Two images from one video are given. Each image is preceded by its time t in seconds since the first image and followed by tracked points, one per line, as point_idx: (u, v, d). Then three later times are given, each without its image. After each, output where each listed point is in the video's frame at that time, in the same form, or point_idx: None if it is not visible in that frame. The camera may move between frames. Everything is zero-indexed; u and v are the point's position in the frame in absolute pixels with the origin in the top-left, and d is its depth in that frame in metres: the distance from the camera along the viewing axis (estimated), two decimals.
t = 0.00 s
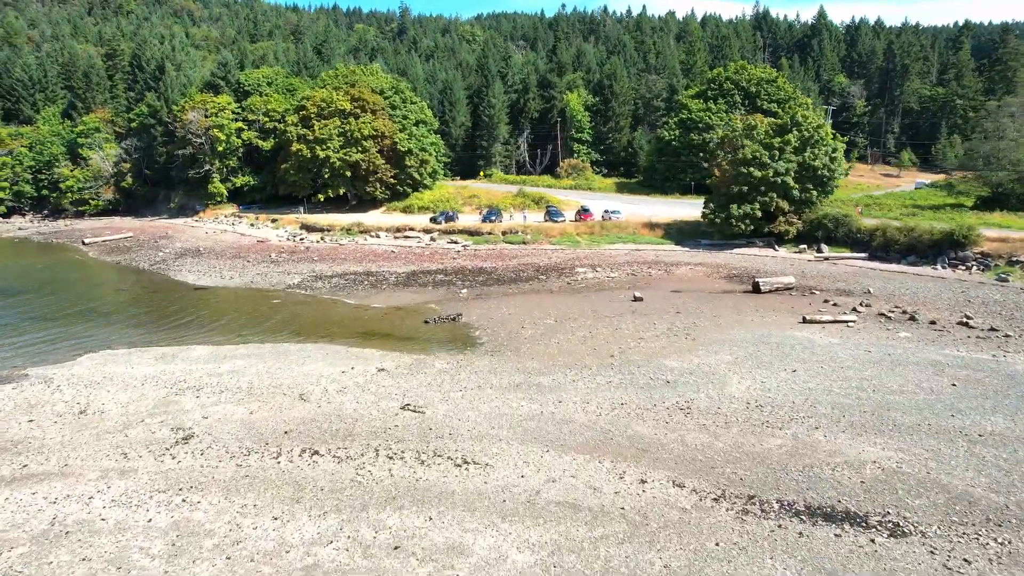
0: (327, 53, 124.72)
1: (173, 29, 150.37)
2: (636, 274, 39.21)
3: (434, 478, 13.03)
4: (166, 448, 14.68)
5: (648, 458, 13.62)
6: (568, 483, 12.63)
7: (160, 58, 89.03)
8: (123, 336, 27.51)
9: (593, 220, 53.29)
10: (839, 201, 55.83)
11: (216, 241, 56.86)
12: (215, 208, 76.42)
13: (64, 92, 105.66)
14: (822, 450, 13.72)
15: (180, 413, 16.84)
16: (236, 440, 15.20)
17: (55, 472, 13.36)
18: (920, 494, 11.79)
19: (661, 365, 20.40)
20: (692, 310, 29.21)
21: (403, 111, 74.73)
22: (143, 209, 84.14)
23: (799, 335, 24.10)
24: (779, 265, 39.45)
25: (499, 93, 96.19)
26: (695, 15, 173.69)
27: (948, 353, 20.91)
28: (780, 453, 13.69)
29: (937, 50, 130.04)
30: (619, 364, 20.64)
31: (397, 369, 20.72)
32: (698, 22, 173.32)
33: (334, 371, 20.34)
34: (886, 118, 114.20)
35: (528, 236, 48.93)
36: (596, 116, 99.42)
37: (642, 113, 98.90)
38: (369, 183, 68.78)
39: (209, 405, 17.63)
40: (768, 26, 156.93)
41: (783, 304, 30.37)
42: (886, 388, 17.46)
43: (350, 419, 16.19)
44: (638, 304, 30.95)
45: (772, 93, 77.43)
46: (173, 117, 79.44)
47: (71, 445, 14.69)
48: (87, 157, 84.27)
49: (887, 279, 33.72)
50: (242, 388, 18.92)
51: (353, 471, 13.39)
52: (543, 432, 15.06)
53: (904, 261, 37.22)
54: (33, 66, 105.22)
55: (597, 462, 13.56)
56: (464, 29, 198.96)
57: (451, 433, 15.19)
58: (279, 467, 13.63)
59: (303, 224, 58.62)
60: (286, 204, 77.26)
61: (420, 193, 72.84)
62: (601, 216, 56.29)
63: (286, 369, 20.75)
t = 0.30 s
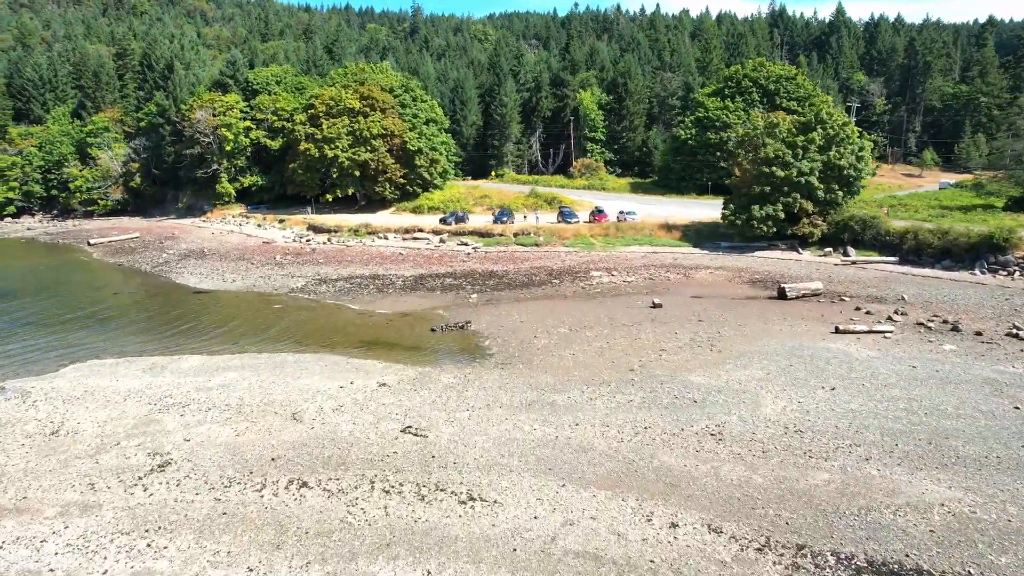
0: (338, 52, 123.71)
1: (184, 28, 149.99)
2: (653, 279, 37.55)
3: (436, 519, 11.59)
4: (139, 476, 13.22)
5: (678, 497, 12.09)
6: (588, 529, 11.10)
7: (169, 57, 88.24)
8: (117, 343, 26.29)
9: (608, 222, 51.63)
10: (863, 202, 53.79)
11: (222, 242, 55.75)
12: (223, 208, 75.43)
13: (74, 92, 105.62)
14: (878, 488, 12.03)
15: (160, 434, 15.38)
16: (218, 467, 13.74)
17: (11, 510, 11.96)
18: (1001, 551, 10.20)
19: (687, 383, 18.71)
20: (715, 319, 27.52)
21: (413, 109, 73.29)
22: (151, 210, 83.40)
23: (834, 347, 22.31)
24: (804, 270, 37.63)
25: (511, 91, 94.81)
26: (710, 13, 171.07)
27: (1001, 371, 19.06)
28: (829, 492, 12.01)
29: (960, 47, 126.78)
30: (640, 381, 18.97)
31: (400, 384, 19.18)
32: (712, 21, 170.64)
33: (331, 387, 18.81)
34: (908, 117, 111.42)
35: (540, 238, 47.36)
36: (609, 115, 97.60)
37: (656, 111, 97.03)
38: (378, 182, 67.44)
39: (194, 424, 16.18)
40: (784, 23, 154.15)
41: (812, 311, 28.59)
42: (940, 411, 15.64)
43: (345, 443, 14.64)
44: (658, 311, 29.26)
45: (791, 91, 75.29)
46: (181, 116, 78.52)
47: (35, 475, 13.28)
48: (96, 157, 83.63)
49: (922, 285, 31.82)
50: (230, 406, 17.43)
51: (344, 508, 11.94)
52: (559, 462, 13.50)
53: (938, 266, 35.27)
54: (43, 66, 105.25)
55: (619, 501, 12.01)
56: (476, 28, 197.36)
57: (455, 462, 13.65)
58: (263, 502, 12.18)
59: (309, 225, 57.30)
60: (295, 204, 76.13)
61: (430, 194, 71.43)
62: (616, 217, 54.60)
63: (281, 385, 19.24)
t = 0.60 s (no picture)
0: (350, 50, 122.66)
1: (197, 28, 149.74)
2: (674, 284, 35.78)
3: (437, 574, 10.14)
4: (105, 514, 11.79)
5: (717, 550, 10.55)
6: None
7: (179, 56, 87.48)
8: (109, 350, 25.05)
9: (625, 223, 49.89)
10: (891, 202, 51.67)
11: (229, 243, 54.65)
12: (232, 209, 74.50)
13: (86, 91, 105.64)
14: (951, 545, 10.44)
15: (136, 460, 13.89)
16: (194, 501, 12.29)
17: None
18: None
19: (717, 403, 17.00)
20: (742, 328, 25.81)
21: (425, 108, 71.89)
22: (161, 210, 82.63)
23: (875, 360, 20.45)
24: (833, 274, 35.74)
25: (525, 89, 93.57)
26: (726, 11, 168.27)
27: None
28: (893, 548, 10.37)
29: (986, 44, 123.33)
30: (665, 401, 17.27)
31: (403, 403, 17.64)
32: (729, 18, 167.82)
33: (327, 405, 17.29)
34: (932, 115, 108.49)
35: (555, 239, 45.72)
36: (625, 114, 95.69)
37: (673, 110, 95.00)
38: (389, 182, 66.19)
39: (174, 447, 14.72)
40: (803, 20, 151.13)
41: (847, 320, 26.76)
42: (1010, 443, 13.88)
43: (337, 474, 13.10)
44: (680, 319, 27.57)
45: (813, 88, 73.10)
46: (191, 114, 77.64)
47: None
48: (106, 156, 83.05)
49: (962, 292, 29.88)
50: (217, 426, 15.92)
51: (332, 558, 10.50)
52: (578, 501, 11.96)
53: (977, 271, 33.28)
54: (56, 65, 105.19)
55: (650, 554, 10.46)
56: (489, 27, 195.79)
57: (460, 499, 12.12)
58: (242, 550, 10.76)
59: (318, 226, 56.02)
60: (305, 204, 75.02)
61: (442, 194, 69.99)
62: (633, 218, 52.85)
63: (276, 402, 17.72)
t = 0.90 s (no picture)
0: (363, 49, 121.53)
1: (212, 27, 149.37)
2: (696, 289, 34.00)
3: None
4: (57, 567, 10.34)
5: None
6: None
7: (190, 54, 86.60)
8: (101, 357, 23.71)
9: (643, 224, 48.07)
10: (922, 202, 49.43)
11: (238, 244, 53.51)
12: (242, 209, 73.52)
13: (99, 91, 105.17)
14: None
15: (104, 492, 12.47)
16: (162, 549, 10.85)
17: None
18: None
19: (753, 429, 15.31)
20: (772, 339, 24.05)
21: (437, 106, 70.42)
22: (172, 209, 81.79)
23: (923, 377, 18.62)
24: (866, 279, 33.79)
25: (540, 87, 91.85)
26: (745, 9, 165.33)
27: None
28: None
29: (1015, 39, 119.68)
30: (696, 425, 15.62)
31: (406, 424, 16.11)
32: (748, 15, 164.82)
33: (323, 427, 15.76)
34: (958, 113, 105.38)
35: (570, 241, 44.04)
36: (642, 112, 93.68)
37: (691, 108, 92.88)
38: (400, 182, 64.88)
39: (149, 476, 13.25)
40: (824, 17, 148.00)
41: (887, 330, 24.87)
42: None
43: (326, 514, 11.65)
44: (706, 328, 25.82)
45: (838, 85, 70.76)
46: (201, 113, 76.68)
47: None
48: (117, 155, 82.38)
49: (1008, 300, 27.89)
50: (199, 451, 14.44)
51: None
52: (602, 556, 10.44)
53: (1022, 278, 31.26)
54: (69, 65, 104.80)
55: None
56: (504, 26, 194.12)
57: (467, 550, 10.63)
58: None
59: (327, 226, 54.69)
60: (315, 204, 73.86)
61: (455, 194, 68.50)
62: (652, 219, 51.00)
63: (268, 423, 16.23)
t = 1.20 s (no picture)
0: (377, 48, 120.49)
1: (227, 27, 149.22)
2: (722, 295, 32.18)
3: None
4: None
5: None
6: None
7: (203, 52, 85.86)
8: (91, 366, 22.40)
9: (664, 225, 46.21)
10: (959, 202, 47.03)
11: (247, 245, 52.42)
12: (253, 208, 72.59)
13: (113, 90, 104.94)
14: None
15: (64, 534, 11.14)
16: None
17: None
18: None
19: (799, 460, 13.58)
20: (808, 351, 22.23)
21: (451, 103, 68.87)
22: (183, 209, 81.12)
23: (984, 400, 16.74)
24: (904, 285, 31.80)
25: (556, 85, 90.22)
26: (765, 6, 162.28)
27: None
28: None
29: None
30: (733, 456, 13.92)
31: (408, 449, 14.56)
32: (769, 12, 161.72)
33: (316, 454, 14.29)
34: (988, 111, 101.98)
35: (588, 243, 42.37)
36: (660, 110, 91.62)
37: (711, 106, 90.60)
38: (412, 182, 63.49)
39: (117, 512, 11.87)
40: (847, 13, 144.60)
41: (934, 341, 22.85)
42: None
43: (312, 567, 10.29)
44: (735, 339, 24.03)
45: (865, 80, 68.24)
46: (212, 111, 75.78)
47: None
48: (130, 155, 81.87)
49: None
50: (176, 480, 13.01)
51: None
52: None
53: None
54: (84, 65, 104.72)
55: None
56: (520, 25, 192.48)
57: None
58: None
59: (338, 227, 53.42)
60: (327, 204, 72.72)
61: (468, 194, 66.97)
62: (673, 220, 49.13)
63: (256, 447, 14.73)
